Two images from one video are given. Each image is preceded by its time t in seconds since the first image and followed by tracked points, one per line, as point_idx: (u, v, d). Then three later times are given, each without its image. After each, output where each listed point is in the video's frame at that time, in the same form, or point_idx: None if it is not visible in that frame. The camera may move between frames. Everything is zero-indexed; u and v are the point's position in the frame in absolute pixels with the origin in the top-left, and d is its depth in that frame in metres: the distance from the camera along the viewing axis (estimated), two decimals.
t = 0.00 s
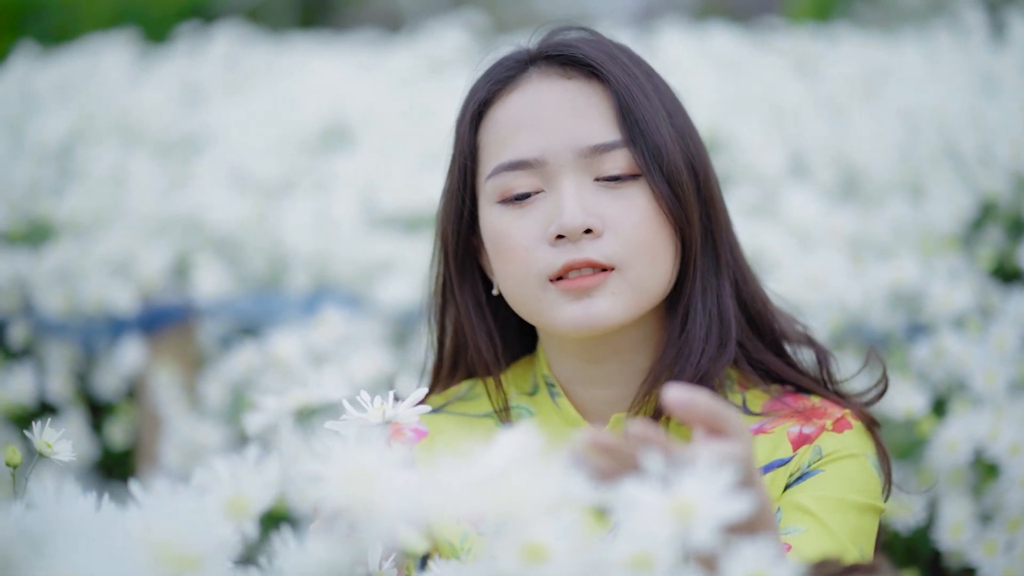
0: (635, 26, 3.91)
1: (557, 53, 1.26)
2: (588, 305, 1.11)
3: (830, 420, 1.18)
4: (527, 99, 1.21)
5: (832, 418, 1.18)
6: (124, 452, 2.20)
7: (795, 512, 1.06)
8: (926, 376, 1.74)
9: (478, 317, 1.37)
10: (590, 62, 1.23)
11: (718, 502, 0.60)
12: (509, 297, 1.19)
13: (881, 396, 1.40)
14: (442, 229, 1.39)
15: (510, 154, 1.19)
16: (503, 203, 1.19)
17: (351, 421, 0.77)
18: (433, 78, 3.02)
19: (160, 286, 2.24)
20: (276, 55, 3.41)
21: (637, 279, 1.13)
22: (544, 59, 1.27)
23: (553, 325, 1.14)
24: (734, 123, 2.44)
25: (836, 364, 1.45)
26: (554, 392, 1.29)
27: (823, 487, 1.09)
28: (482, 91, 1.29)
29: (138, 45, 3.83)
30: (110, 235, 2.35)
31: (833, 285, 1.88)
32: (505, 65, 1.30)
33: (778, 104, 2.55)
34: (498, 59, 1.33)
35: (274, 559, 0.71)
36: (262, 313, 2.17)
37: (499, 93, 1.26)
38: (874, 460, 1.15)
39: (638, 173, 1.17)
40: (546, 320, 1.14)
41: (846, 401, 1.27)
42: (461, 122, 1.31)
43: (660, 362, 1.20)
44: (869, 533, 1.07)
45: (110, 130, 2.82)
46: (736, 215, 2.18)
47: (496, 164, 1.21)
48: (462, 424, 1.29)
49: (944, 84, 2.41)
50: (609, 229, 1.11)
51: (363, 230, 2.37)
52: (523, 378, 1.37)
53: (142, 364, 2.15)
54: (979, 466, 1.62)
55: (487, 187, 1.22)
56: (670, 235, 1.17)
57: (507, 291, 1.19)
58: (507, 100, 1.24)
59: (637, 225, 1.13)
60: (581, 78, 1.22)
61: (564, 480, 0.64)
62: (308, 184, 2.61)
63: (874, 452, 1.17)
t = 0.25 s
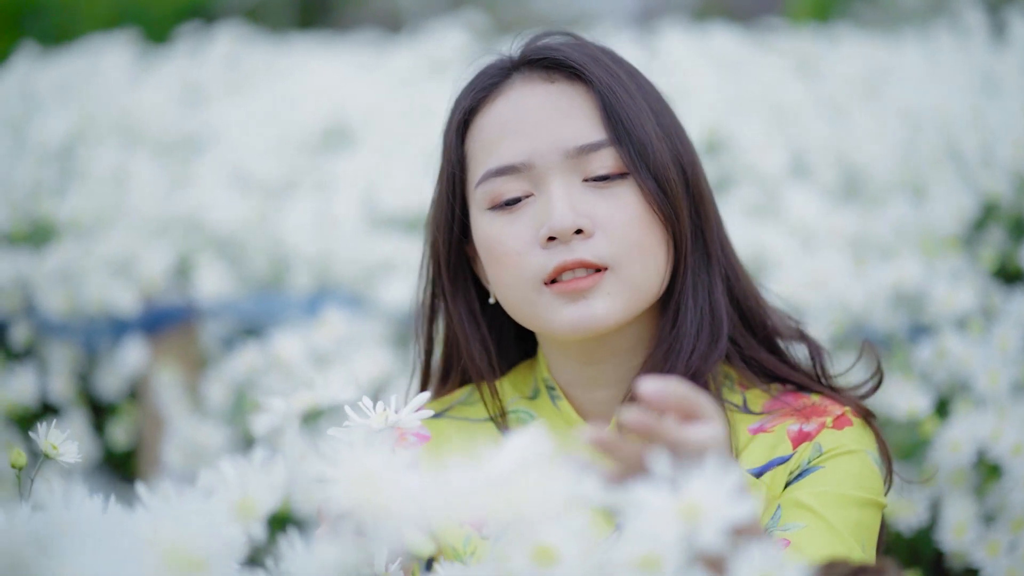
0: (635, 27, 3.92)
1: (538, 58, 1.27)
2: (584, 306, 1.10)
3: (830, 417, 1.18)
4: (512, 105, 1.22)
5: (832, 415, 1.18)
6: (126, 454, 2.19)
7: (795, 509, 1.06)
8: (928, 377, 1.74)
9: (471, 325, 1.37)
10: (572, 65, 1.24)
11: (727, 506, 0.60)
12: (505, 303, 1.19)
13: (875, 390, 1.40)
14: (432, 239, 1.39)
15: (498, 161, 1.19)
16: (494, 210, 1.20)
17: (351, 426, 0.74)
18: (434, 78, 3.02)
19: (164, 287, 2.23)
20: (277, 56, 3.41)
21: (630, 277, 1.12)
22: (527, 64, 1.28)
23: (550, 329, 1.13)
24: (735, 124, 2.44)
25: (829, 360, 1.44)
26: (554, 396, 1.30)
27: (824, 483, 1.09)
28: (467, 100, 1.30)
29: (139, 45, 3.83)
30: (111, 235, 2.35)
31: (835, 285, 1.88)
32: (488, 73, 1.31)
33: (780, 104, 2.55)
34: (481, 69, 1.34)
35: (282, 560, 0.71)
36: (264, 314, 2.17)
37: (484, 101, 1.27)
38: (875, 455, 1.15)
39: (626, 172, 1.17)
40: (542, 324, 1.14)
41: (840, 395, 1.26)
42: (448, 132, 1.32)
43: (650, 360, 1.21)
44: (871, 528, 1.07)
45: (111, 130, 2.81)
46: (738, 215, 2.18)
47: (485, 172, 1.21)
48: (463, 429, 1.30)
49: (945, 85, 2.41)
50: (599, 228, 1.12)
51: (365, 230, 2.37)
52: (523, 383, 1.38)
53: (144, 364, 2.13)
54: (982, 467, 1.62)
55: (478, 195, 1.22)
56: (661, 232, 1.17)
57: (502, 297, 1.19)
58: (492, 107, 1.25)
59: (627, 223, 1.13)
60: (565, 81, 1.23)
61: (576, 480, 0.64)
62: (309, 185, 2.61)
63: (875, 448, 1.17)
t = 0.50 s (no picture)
0: (636, 27, 3.92)
1: (519, 65, 1.28)
2: (582, 310, 1.10)
3: (831, 415, 1.17)
4: (496, 113, 1.22)
5: (833, 413, 1.18)
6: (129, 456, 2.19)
7: (798, 505, 1.06)
8: (931, 378, 1.74)
9: (465, 338, 1.37)
10: (553, 69, 1.24)
11: (734, 508, 0.59)
12: (502, 311, 1.19)
13: (870, 381, 1.40)
14: (423, 251, 1.40)
15: (486, 170, 1.20)
16: (486, 219, 1.20)
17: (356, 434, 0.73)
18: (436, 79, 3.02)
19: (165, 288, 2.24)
20: (279, 57, 3.42)
21: (625, 278, 1.13)
22: (508, 72, 1.28)
23: (548, 334, 1.13)
24: (737, 125, 2.44)
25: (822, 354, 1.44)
26: (556, 400, 1.30)
27: (826, 481, 1.08)
28: (451, 112, 1.30)
29: (140, 46, 3.83)
30: (113, 236, 2.35)
31: (837, 286, 1.88)
32: (470, 84, 1.31)
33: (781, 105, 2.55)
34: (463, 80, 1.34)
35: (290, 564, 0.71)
36: (267, 316, 2.18)
37: (468, 112, 1.28)
38: (877, 452, 1.14)
39: (614, 172, 1.18)
40: (541, 330, 1.14)
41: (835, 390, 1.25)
42: (434, 145, 1.33)
43: (643, 360, 1.21)
44: (874, 525, 1.06)
45: (113, 131, 2.81)
46: (741, 216, 2.18)
47: (474, 182, 1.22)
48: (465, 435, 1.30)
49: (947, 86, 2.41)
50: (591, 231, 1.12)
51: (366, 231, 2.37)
52: (526, 389, 1.38)
53: (146, 365, 2.13)
54: (985, 469, 1.61)
55: (468, 205, 1.22)
56: (653, 231, 1.18)
57: (499, 305, 1.19)
58: (477, 117, 1.25)
59: (618, 224, 1.14)
60: (548, 86, 1.24)
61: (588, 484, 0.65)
62: (312, 186, 2.61)
63: (876, 445, 1.17)
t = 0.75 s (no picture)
0: (637, 28, 3.91)
1: (500, 74, 1.28)
2: (581, 312, 1.10)
3: (834, 413, 1.17)
4: (482, 122, 1.23)
5: (835, 411, 1.17)
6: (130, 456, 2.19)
7: (801, 504, 1.06)
8: (934, 379, 1.74)
9: (457, 352, 1.38)
10: (536, 76, 1.25)
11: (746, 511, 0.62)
12: (501, 318, 1.19)
13: (863, 374, 1.40)
14: (415, 264, 1.40)
15: (475, 180, 1.20)
16: (478, 227, 1.20)
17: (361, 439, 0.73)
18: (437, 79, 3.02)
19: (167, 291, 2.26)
20: (280, 57, 3.42)
21: (620, 278, 1.13)
22: (491, 80, 1.29)
23: (549, 339, 1.13)
24: (738, 125, 2.44)
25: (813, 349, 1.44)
26: (558, 403, 1.30)
27: (829, 479, 1.08)
28: (436, 125, 1.31)
29: (141, 46, 3.83)
30: (115, 236, 2.35)
31: (841, 286, 1.88)
32: (453, 96, 1.32)
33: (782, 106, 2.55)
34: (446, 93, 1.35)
35: (298, 566, 0.71)
36: (270, 317, 2.18)
37: (453, 124, 1.28)
38: (880, 450, 1.14)
39: (603, 173, 1.18)
40: (541, 335, 1.13)
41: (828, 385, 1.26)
42: (421, 159, 1.33)
43: (638, 359, 1.21)
44: (878, 522, 1.06)
45: (114, 131, 2.81)
46: (743, 216, 2.18)
47: (464, 192, 1.21)
48: (469, 439, 1.31)
49: (949, 87, 2.41)
50: (584, 233, 1.12)
51: (368, 231, 2.37)
52: (528, 393, 1.39)
53: (149, 366, 2.13)
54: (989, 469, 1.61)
55: (460, 216, 1.22)
56: (645, 229, 1.18)
57: (497, 313, 1.19)
58: (463, 128, 1.25)
59: (610, 224, 1.14)
60: (531, 92, 1.24)
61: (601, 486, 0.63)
62: (313, 186, 2.61)
63: (879, 442, 1.16)
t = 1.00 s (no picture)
0: (636, 28, 3.91)
1: (487, 80, 1.28)
2: (581, 316, 1.10)
3: (835, 410, 1.17)
4: (471, 129, 1.22)
5: (836, 408, 1.18)
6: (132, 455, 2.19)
7: (804, 501, 1.05)
8: (937, 379, 1.74)
9: (450, 362, 1.39)
10: (523, 80, 1.25)
11: (756, 508, 0.63)
12: (500, 324, 1.18)
13: (856, 366, 1.40)
14: (409, 272, 1.40)
15: (468, 187, 1.19)
16: (474, 234, 1.19)
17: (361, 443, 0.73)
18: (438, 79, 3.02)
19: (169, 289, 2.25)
20: (281, 57, 3.42)
21: (618, 280, 1.12)
22: (478, 87, 1.29)
23: (550, 343, 1.12)
24: (740, 126, 2.44)
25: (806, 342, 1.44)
26: (559, 404, 1.31)
27: (832, 474, 1.07)
28: (425, 134, 1.30)
29: (141, 47, 3.82)
30: (117, 236, 2.35)
31: (844, 286, 1.88)
32: (440, 104, 1.31)
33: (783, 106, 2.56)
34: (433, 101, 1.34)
35: (306, 564, 0.72)
36: (272, 316, 2.18)
37: (443, 131, 1.27)
38: (882, 445, 1.14)
39: (595, 174, 1.18)
40: (541, 339, 1.13)
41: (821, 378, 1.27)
42: (412, 168, 1.33)
43: (635, 357, 1.21)
44: (882, 517, 1.05)
45: (115, 131, 2.81)
46: (746, 216, 2.18)
47: (457, 200, 1.21)
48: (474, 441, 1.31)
49: (950, 87, 2.41)
50: (579, 236, 1.11)
51: (370, 231, 2.36)
52: (531, 394, 1.39)
53: (150, 366, 2.14)
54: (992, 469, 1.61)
55: (454, 223, 1.22)
56: (640, 229, 1.18)
57: (496, 319, 1.18)
58: (452, 135, 1.25)
59: (605, 225, 1.14)
60: (519, 97, 1.24)
61: (609, 484, 0.62)
62: (314, 186, 2.61)
63: (882, 437, 1.16)
